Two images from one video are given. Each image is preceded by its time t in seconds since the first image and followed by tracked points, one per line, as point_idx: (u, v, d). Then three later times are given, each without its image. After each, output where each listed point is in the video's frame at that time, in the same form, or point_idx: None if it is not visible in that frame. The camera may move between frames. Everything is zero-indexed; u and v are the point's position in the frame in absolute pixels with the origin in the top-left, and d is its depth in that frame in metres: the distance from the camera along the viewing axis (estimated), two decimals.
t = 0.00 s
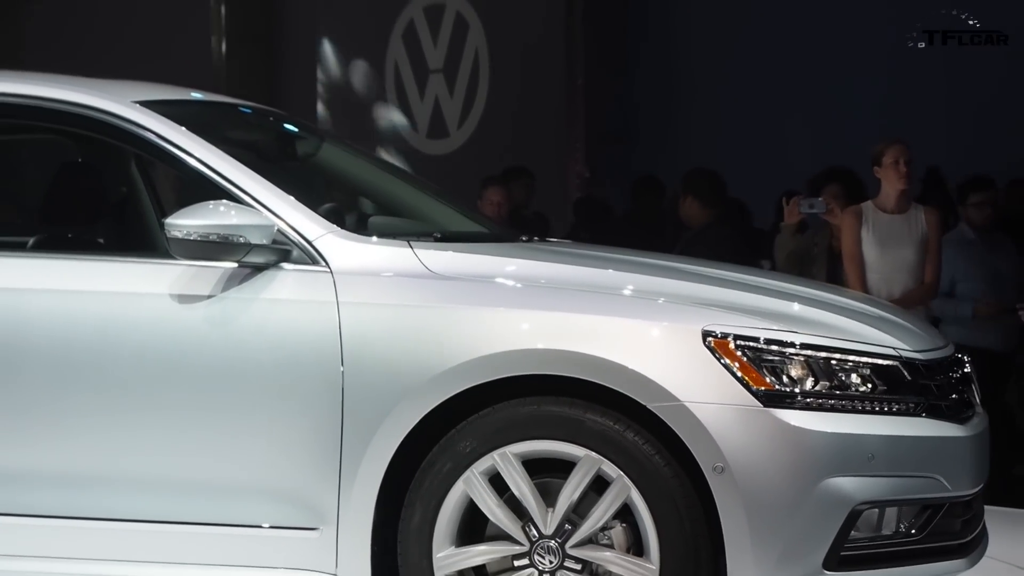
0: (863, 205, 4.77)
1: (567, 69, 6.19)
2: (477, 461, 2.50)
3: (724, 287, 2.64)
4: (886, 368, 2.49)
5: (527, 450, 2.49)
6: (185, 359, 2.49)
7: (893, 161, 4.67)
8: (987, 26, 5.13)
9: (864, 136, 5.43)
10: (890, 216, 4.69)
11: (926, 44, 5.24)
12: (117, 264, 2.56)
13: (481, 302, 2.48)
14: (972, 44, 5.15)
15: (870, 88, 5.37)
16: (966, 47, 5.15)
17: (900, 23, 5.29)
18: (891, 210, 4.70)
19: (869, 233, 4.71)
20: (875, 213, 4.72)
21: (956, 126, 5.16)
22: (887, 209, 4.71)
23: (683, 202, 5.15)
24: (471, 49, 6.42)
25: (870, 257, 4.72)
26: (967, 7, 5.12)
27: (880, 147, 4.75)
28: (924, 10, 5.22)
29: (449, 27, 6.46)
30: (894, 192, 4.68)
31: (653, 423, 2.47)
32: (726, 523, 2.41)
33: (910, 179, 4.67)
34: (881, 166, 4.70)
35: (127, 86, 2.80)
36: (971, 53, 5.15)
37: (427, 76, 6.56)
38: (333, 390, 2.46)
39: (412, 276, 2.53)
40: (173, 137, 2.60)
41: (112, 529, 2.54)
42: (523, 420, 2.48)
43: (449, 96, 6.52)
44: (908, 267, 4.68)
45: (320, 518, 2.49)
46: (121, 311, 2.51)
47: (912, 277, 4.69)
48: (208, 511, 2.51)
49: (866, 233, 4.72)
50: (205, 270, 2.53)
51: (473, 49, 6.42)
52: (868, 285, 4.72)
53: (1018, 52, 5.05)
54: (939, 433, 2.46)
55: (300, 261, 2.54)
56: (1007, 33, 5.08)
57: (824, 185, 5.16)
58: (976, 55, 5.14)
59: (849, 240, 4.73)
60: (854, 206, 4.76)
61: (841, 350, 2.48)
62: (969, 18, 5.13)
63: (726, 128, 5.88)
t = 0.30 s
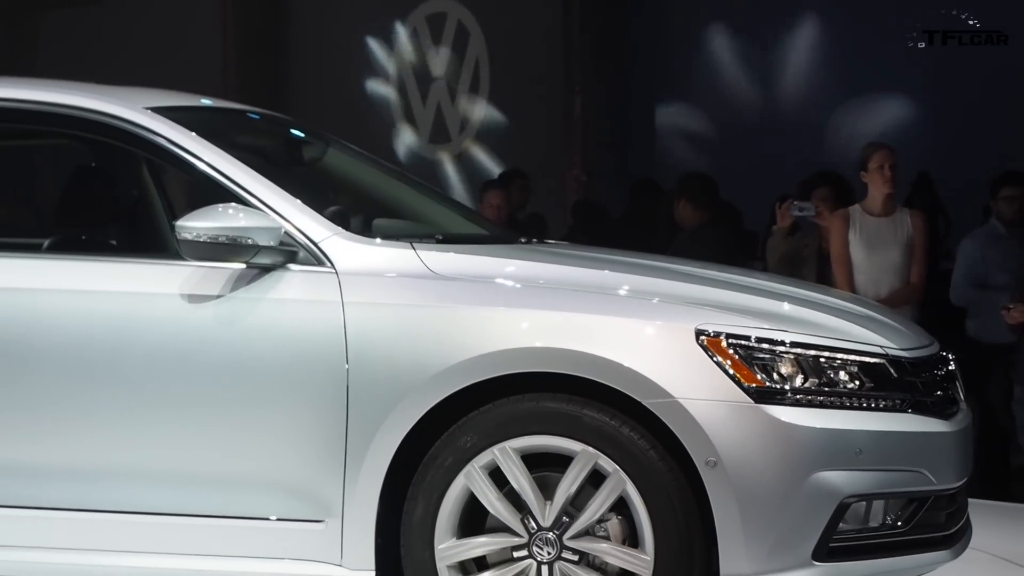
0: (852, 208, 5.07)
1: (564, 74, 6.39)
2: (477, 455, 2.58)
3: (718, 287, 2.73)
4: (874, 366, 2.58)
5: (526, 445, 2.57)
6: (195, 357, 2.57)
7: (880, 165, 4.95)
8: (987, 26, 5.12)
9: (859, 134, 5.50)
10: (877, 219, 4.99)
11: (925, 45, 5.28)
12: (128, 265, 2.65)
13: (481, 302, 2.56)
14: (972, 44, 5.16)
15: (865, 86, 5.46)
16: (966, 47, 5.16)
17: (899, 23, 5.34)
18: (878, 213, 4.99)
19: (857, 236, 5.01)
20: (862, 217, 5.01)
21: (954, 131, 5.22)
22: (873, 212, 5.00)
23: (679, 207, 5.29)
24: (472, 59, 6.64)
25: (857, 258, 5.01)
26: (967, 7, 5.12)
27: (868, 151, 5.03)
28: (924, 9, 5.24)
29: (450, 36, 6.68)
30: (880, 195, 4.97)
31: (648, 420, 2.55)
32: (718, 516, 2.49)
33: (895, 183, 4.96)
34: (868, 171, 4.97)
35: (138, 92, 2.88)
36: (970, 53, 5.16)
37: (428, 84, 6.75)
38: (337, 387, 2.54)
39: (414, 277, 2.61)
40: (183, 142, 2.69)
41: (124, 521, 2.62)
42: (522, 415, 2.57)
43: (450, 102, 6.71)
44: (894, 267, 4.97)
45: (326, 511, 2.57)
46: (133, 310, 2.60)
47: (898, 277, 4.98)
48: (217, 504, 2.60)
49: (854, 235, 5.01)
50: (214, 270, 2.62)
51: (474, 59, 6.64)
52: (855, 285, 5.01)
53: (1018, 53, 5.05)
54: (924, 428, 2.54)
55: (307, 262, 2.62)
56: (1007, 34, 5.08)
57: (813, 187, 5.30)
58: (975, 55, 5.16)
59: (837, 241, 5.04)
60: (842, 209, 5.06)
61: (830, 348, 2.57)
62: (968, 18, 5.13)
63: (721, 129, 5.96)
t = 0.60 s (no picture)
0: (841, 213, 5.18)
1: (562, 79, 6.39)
2: (477, 453, 2.65)
3: (712, 289, 2.80)
4: (864, 366, 2.65)
5: (525, 442, 2.64)
6: (204, 358, 2.64)
7: (867, 172, 5.07)
8: (987, 25, 5.12)
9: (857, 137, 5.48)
10: (865, 224, 5.11)
11: (925, 45, 5.27)
12: (140, 268, 2.73)
13: (481, 303, 2.63)
14: (972, 44, 5.14)
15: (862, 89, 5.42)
16: (966, 47, 5.15)
17: (900, 24, 5.32)
18: (865, 218, 5.12)
19: (846, 241, 5.12)
20: (851, 222, 5.13)
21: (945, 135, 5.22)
22: (862, 217, 5.13)
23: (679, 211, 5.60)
24: (471, 70, 6.72)
25: (847, 262, 5.12)
26: (967, 7, 5.11)
27: (856, 159, 5.15)
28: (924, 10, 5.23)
29: (452, 44, 6.80)
30: (869, 201, 5.10)
31: (644, 418, 2.63)
32: (713, 511, 2.56)
33: (882, 189, 5.09)
34: (856, 177, 5.11)
35: (147, 99, 2.96)
36: (971, 53, 5.14)
37: (430, 91, 6.89)
38: (342, 386, 2.62)
39: (417, 279, 2.69)
40: (190, 147, 2.76)
41: (135, 516, 2.70)
42: (521, 413, 2.64)
43: (452, 110, 6.83)
44: (882, 272, 5.08)
45: (331, 507, 2.65)
46: (143, 312, 2.67)
47: (886, 281, 5.08)
48: (224, 500, 2.67)
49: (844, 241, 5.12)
50: (222, 273, 2.69)
51: (474, 67, 6.71)
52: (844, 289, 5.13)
53: (1018, 53, 5.04)
54: (912, 426, 2.62)
55: (312, 264, 2.69)
56: (1006, 34, 5.07)
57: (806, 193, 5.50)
58: (975, 55, 5.13)
59: (827, 246, 5.17)
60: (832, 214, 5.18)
61: (820, 348, 2.64)
62: (969, 18, 5.12)
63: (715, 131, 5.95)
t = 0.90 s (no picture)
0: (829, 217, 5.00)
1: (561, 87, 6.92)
2: (478, 448, 2.74)
3: (704, 290, 2.88)
4: (852, 364, 2.74)
5: (524, 438, 2.73)
6: (214, 356, 2.73)
7: (855, 176, 4.91)
8: (987, 26, 5.79)
9: (839, 144, 6.31)
10: (853, 228, 4.94)
11: (926, 44, 5.96)
12: (151, 269, 2.81)
13: (481, 304, 2.72)
14: (972, 43, 5.84)
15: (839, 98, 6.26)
16: (966, 46, 5.85)
17: (901, 26, 5.98)
18: (854, 222, 4.95)
19: (835, 245, 4.95)
20: (840, 225, 4.95)
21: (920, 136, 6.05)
22: (850, 220, 4.96)
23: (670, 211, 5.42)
24: (473, 74, 6.95)
25: (837, 265, 4.95)
26: (967, 9, 5.79)
27: (843, 162, 4.97)
28: (923, 13, 5.90)
29: (455, 49, 6.96)
30: (857, 205, 4.92)
31: (639, 414, 2.71)
32: (706, 505, 2.65)
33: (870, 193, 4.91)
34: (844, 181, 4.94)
35: (157, 106, 3.04)
36: (969, 51, 5.84)
37: (433, 97, 7.06)
38: (347, 383, 2.70)
39: (420, 280, 2.77)
40: (200, 151, 2.85)
41: (145, 510, 2.78)
42: (521, 410, 2.72)
43: (454, 114, 7.02)
44: (871, 274, 4.92)
45: (336, 500, 2.73)
46: (156, 311, 2.76)
47: (875, 283, 4.93)
48: (232, 494, 2.76)
49: (832, 245, 4.95)
50: (231, 274, 2.78)
51: (475, 75, 6.95)
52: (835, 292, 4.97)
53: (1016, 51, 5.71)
54: (900, 422, 2.71)
55: (318, 266, 2.78)
56: (1006, 34, 5.74)
57: (796, 196, 5.49)
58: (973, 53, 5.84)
59: (816, 250, 4.98)
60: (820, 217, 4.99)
61: (810, 347, 2.73)
62: (969, 19, 5.80)
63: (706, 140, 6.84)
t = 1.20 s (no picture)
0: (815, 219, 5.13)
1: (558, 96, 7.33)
2: (479, 440, 2.86)
3: (696, 289, 3.01)
4: (837, 359, 2.86)
5: (523, 431, 2.85)
6: (226, 352, 2.85)
7: (839, 181, 5.03)
8: (988, 27, 6.05)
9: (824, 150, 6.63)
10: (838, 230, 5.07)
11: (927, 44, 6.21)
12: (165, 269, 2.94)
13: (482, 302, 2.84)
14: (973, 42, 6.10)
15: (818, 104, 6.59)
16: (966, 46, 6.11)
17: (903, 25, 6.26)
18: (839, 224, 5.08)
19: (820, 246, 5.09)
20: (825, 227, 5.09)
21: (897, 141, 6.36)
22: (835, 223, 5.09)
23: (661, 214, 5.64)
24: (474, 82, 7.56)
25: (822, 266, 5.09)
26: (968, 10, 6.03)
27: (828, 167, 5.10)
28: (924, 14, 6.17)
29: (456, 62, 7.60)
30: (842, 208, 5.05)
31: (633, 408, 2.84)
32: (697, 494, 2.77)
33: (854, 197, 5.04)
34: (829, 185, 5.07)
35: (172, 112, 3.18)
36: (970, 51, 6.11)
37: (437, 103, 7.69)
38: (354, 378, 2.83)
39: (424, 279, 2.89)
40: (212, 156, 2.98)
41: (159, 500, 2.91)
42: (520, 404, 2.84)
43: (456, 121, 7.65)
44: (854, 274, 5.05)
45: (343, 489, 2.86)
46: (170, 308, 2.88)
47: (858, 282, 5.06)
48: (244, 484, 2.88)
49: (818, 246, 5.09)
50: (243, 273, 2.90)
51: (477, 81, 7.54)
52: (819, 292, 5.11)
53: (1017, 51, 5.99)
54: (882, 415, 2.83)
55: (326, 266, 2.91)
56: (1007, 35, 6.01)
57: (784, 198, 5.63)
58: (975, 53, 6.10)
59: (801, 251, 5.12)
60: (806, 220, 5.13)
61: (797, 343, 2.85)
62: (970, 19, 6.06)
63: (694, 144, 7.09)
